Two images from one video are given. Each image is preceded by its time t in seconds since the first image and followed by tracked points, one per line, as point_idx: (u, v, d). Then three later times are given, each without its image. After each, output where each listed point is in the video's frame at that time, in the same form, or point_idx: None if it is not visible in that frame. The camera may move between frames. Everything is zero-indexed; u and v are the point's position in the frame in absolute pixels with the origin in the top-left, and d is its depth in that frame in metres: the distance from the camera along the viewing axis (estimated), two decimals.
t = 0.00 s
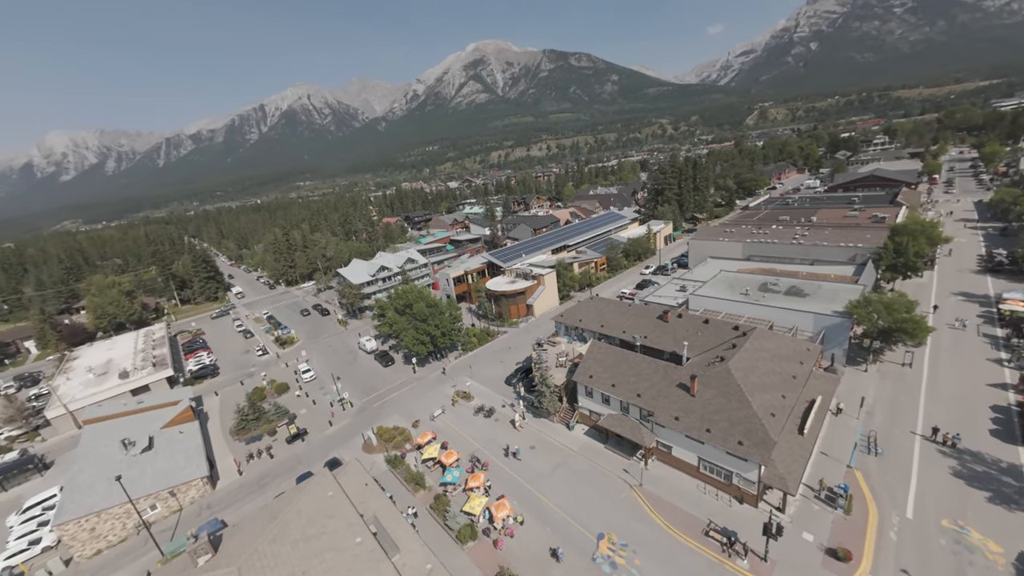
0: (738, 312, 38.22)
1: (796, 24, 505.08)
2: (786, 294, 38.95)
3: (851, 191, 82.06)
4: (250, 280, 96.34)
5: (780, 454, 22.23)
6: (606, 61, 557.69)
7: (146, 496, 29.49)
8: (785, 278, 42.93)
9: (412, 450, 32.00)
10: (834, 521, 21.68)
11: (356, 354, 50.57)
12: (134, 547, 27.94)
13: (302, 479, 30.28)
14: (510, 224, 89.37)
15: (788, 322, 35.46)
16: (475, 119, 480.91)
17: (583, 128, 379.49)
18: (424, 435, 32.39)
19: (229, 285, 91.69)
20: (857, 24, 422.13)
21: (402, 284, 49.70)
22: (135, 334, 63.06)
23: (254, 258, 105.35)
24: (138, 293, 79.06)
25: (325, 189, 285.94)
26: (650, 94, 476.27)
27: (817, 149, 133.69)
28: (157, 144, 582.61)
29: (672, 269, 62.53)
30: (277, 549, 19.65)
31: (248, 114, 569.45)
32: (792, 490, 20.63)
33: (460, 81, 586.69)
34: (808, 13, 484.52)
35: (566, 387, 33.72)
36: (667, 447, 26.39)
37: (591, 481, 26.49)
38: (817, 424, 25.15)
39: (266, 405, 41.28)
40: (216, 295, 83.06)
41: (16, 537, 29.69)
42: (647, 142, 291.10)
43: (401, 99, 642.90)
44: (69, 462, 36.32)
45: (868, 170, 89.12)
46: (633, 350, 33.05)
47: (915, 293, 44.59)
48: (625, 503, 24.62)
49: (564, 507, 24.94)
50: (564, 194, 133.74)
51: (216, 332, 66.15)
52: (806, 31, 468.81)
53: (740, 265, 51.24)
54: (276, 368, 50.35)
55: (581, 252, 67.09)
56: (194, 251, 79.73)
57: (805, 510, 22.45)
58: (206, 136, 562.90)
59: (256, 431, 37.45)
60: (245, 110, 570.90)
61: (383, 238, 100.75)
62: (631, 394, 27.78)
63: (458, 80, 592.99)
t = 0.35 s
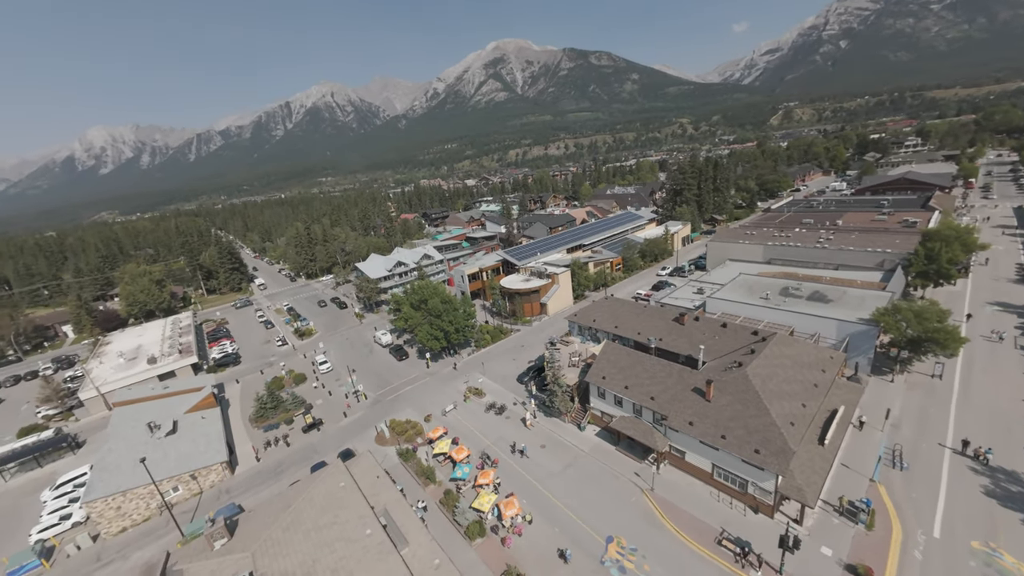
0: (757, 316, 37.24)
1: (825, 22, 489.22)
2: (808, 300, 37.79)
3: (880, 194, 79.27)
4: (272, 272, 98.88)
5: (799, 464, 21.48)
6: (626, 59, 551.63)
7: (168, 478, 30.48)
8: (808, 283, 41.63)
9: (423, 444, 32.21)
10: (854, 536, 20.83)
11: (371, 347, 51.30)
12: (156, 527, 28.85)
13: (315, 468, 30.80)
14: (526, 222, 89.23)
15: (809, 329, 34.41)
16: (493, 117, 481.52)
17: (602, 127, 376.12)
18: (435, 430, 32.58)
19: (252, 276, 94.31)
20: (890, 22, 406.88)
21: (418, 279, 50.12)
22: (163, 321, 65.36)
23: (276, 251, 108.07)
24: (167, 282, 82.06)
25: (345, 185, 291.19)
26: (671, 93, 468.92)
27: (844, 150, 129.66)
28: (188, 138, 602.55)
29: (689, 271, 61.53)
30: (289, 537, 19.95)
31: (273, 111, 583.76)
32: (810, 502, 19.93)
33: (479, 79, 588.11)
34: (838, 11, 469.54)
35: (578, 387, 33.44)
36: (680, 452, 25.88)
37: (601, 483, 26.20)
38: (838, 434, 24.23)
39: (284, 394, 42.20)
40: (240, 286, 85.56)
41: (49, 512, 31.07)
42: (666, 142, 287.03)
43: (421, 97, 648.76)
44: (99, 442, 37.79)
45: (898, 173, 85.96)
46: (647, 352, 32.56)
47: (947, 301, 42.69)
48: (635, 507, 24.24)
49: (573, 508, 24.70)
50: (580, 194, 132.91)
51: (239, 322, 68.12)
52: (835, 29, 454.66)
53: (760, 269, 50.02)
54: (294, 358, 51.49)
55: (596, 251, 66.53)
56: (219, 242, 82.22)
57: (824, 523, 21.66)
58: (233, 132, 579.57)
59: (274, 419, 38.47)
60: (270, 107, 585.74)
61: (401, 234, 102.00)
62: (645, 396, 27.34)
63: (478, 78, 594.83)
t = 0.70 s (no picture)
0: (776, 322, 36.15)
1: (855, 19, 472.85)
2: (831, 306, 36.47)
3: (909, 198, 76.33)
4: (290, 266, 100.86)
5: (819, 478, 20.61)
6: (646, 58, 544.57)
7: (185, 465, 31.19)
8: (831, 289, 40.24)
9: (432, 441, 32.22)
10: (876, 555, 19.86)
11: (384, 342, 51.74)
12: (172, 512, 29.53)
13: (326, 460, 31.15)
14: (541, 221, 88.74)
15: (831, 336, 33.24)
16: (509, 116, 480.98)
17: (619, 126, 372.31)
18: (444, 427, 32.54)
19: (271, 269, 96.38)
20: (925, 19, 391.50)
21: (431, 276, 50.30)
22: (185, 311, 67.21)
23: (294, 245, 110.21)
24: (191, 273, 84.45)
25: (363, 182, 295.42)
26: (691, 92, 461.08)
27: (872, 152, 125.32)
28: (213, 135, 619.94)
29: (706, 274, 60.29)
30: (297, 530, 20.10)
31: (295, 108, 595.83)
32: (830, 518, 19.07)
33: (497, 78, 588.70)
34: (868, 8, 454.25)
35: (590, 389, 32.95)
36: (693, 460, 25.21)
37: (611, 488, 25.74)
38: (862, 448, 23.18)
39: (298, 386, 42.85)
40: (259, 278, 87.51)
41: (72, 493, 32.14)
42: (685, 142, 282.48)
43: (439, 95, 653.41)
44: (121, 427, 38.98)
45: (929, 176, 82.57)
46: (661, 356, 31.89)
47: (981, 311, 40.65)
48: (645, 514, 23.70)
49: (582, 512, 24.31)
50: (596, 193, 131.56)
51: (257, 314, 69.67)
52: (865, 26, 439.84)
53: (780, 273, 48.60)
54: (309, 351, 52.30)
55: (611, 252, 65.71)
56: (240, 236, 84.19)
57: (844, 540, 20.73)
58: (257, 129, 594.16)
59: (288, 411, 39.13)
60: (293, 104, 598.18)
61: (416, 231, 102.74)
62: (658, 401, 26.76)
63: (495, 76, 595.45)
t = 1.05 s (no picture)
0: (794, 328, 35.10)
1: (881, 18, 458.88)
2: (853, 313, 35.20)
3: (935, 203, 73.69)
4: (304, 261, 102.13)
5: (839, 492, 19.73)
6: (662, 57, 538.15)
7: (196, 456, 31.57)
8: (853, 295, 38.87)
9: (439, 440, 32.05)
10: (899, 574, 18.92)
11: (394, 339, 51.90)
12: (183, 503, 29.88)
13: (333, 456, 31.21)
14: (553, 221, 88.12)
15: (852, 344, 32.09)
16: (523, 115, 479.58)
17: (634, 126, 368.52)
18: (451, 426, 32.28)
19: (286, 265, 97.77)
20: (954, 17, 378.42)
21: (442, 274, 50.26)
22: (202, 304, 68.47)
23: (308, 241, 111.71)
24: (208, 267, 86.15)
25: (377, 180, 298.08)
26: (709, 92, 453.87)
27: (896, 154, 121.50)
28: (233, 132, 633.18)
29: (721, 277, 59.03)
30: (302, 527, 20.04)
31: (312, 106, 604.99)
32: (851, 535, 18.18)
33: (512, 77, 588.05)
34: (894, 6, 441.40)
35: (600, 392, 32.38)
36: (705, 468, 24.45)
37: (619, 494, 25.15)
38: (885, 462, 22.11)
39: (308, 381, 43.15)
40: (273, 273, 88.75)
41: (88, 480, 32.81)
42: (702, 142, 278.09)
43: (454, 94, 656.56)
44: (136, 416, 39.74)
45: (957, 180, 79.54)
46: (674, 360, 31.12)
47: (1012, 321, 38.79)
48: (655, 524, 23.00)
49: (589, 519, 23.77)
50: (609, 193, 130.24)
51: (271, 308, 70.66)
52: (891, 25, 427.43)
53: (799, 277, 47.22)
54: (320, 346, 52.75)
55: (624, 253, 64.79)
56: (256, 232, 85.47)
57: (864, 558, 19.82)
58: (275, 127, 605.02)
59: (297, 405, 39.48)
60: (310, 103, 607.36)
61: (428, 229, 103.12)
62: (669, 407, 26.04)
63: (510, 75, 594.95)
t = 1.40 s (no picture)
0: (810, 333, 34.11)
1: (903, 16, 447.08)
2: (873, 319, 34.01)
3: (958, 206, 71.43)
4: (315, 259, 102.97)
5: (859, 506, 18.86)
6: (676, 57, 532.43)
7: (203, 451, 31.75)
8: (873, 300, 37.62)
9: (445, 441, 31.77)
10: None
11: (401, 338, 51.85)
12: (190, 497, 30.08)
13: (339, 454, 31.10)
14: (563, 221, 87.41)
15: (872, 352, 31.01)
16: (534, 115, 478.78)
17: (646, 126, 365.13)
18: (457, 427, 31.98)
19: (297, 261, 98.69)
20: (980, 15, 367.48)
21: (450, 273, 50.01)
22: (214, 300, 69.28)
23: (319, 239, 112.67)
24: (221, 263, 87.25)
25: (388, 178, 300.07)
26: (723, 92, 447.61)
27: (916, 156, 118.29)
28: (248, 131, 643.39)
29: (734, 280, 57.88)
30: (305, 527, 19.87)
31: (325, 106, 611.76)
32: (872, 552, 17.33)
33: (523, 77, 587.01)
34: (916, 4, 430.57)
35: (608, 395, 31.77)
36: (717, 477, 23.70)
37: (627, 501, 24.54)
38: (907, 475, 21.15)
39: (315, 378, 43.27)
40: (284, 270, 89.61)
41: (100, 472, 33.26)
42: (715, 143, 274.35)
43: (465, 94, 658.23)
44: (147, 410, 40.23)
45: (982, 182, 77.03)
46: (685, 364, 30.38)
47: None
48: (664, 533, 22.35)
49: (596, 526, 23.21)
50: (620, 194, 128.89)
51: (281, 305, 71.24)
52: (913, 24, 417.05)
53: (815, 281, 45.94)
54: (328, 343, 52.97)
55: (634, 253, 63.91)
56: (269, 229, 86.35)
57: None
58: (289, 126, 613.28)
59: (305, 402, 39.57)
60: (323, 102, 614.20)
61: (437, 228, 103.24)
62: (680, 413, 25.32)
63: (522, 75, 593.78)
